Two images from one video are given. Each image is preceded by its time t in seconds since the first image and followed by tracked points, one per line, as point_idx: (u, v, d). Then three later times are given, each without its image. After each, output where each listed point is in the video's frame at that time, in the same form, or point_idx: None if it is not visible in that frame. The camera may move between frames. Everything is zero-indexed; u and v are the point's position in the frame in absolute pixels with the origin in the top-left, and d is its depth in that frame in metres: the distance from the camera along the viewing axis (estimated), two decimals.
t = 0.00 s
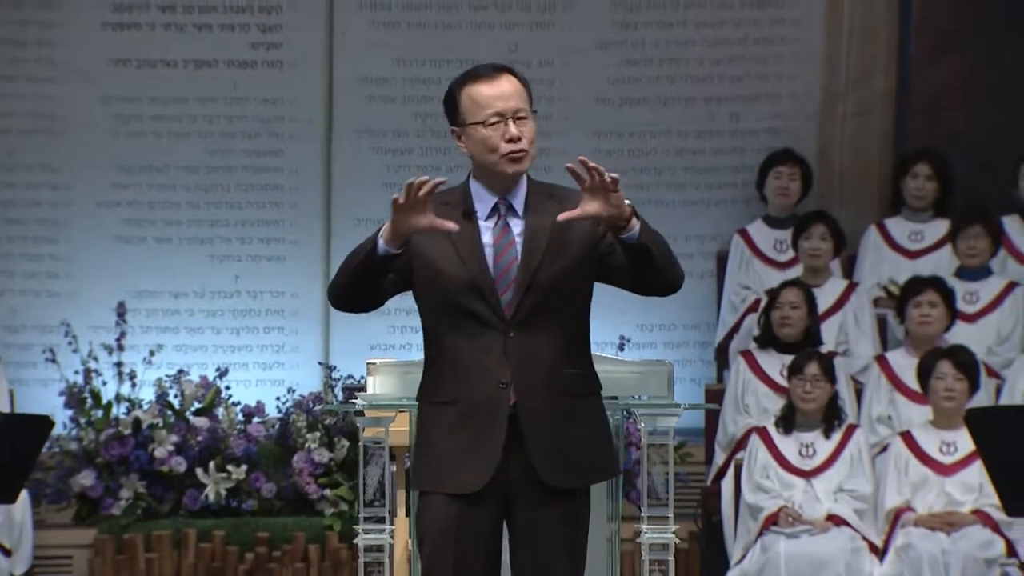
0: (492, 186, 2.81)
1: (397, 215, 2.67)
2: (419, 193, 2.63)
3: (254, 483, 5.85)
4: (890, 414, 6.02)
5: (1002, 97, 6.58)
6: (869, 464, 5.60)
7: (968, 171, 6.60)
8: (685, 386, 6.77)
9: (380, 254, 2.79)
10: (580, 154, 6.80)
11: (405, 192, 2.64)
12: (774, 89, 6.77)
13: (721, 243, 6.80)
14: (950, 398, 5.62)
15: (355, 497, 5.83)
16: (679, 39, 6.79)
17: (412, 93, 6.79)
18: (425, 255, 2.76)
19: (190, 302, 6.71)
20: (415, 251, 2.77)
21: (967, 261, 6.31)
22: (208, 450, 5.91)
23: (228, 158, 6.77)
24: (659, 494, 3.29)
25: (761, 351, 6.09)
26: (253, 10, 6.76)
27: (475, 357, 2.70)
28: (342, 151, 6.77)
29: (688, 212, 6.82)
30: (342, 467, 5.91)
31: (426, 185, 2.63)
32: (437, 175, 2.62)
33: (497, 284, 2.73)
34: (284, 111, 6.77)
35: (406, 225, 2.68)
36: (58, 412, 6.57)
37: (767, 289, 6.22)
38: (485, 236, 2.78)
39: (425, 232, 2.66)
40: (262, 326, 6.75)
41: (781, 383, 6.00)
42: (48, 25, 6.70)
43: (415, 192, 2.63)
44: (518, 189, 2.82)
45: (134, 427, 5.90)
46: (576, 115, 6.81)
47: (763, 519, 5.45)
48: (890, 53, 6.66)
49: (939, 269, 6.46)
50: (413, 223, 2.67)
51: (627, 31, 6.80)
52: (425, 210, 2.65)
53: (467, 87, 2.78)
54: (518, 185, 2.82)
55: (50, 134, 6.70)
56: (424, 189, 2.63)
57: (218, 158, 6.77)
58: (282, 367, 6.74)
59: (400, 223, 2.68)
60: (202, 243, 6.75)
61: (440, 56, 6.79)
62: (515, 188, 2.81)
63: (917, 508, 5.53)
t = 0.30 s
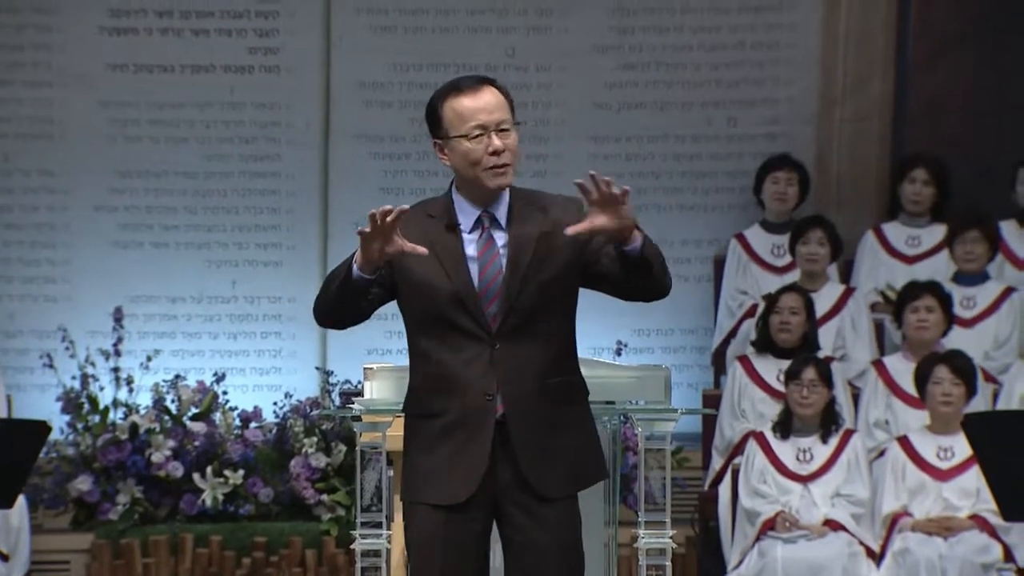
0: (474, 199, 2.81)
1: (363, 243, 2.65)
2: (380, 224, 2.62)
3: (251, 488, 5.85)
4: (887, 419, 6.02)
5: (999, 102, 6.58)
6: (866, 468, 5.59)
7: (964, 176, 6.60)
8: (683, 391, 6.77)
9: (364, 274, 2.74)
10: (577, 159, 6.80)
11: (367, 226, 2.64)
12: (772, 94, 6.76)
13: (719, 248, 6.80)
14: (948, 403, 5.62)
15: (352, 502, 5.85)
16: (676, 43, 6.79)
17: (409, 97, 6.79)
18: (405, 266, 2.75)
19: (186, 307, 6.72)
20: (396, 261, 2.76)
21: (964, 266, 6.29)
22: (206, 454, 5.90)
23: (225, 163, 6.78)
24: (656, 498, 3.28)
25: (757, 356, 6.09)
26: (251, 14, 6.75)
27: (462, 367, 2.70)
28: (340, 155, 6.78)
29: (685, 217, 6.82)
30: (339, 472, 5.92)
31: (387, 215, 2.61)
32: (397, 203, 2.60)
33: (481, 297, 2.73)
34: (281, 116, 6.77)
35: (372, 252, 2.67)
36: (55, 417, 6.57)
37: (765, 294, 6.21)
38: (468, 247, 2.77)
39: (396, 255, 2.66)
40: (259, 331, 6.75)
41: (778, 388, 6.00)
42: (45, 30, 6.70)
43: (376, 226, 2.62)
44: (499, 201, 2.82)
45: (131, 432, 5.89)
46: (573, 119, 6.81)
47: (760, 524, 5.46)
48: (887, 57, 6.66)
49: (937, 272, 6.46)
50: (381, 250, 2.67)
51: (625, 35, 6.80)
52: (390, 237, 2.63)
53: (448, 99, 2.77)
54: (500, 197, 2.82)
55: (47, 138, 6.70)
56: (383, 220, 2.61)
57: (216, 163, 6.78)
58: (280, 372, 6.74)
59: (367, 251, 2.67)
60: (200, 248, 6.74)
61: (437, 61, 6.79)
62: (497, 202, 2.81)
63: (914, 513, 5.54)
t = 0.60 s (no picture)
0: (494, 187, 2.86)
1: (348, 235, 2.69)
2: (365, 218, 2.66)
3: (253, 486, 5.85)
4: (888, 417, 6.02)
5: (1001, 100, 6.58)
6: (867, 466, 5.59)
7: (965, 175, 6.60)
8: (684, 390, 6.76)
9: (358, 268, 2.76)
10: (578, 157, 6.80)
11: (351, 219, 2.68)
12: (773, 92, 6.77)
13: (720, 246, 6.80)
14: (949, 401, 5.63)
15: (354, 500, 5.85)
16: (677, 42, 6.80)
17: (410, 96, 6.80)
18: (422, 256, 2.80)
19: (188, 306, 6.71)
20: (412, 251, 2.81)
21: (966, 264, 6.30)
22: (207, 452, 5.92)
23: (227, 161, 6.78)
24: (656, 497, 3.27)
25: (759, 354, 6.09)
26: (251, 13, 6.77)
27: (471, 359, 2.73)
28: (341, 154, 6.77)
29: (686, 216, 6.82)
30: (341, 470, 5.92)
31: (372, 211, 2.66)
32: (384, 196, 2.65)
33: (494, 284, 2.77)
34: (282, 114, 6.78)
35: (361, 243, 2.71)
36: (56, 415, 6.56)
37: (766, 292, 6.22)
38: (486, 235, 2.81)
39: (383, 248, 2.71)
40: (260, 329, 6.75)
41: (779, 386, 6.00)
42: (47, 29, 6.70)
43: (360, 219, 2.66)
44: (520, 190, 2.84)
45: (133, 430, 5.89)
46: (575, 118, 6.81)
47: (762, 522, 5.46)
48: (887, 56, 6.68)
49: (939, 271, 6.46)
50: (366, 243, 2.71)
51: (626, 34, 6.80)
52: (376, 230, 2.68)
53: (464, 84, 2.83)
54: (521, 186, 2.84)
55: (48, 137, 6.70)
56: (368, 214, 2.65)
57: (217, 161, 6.78)
58: (281, 371, 6.73)
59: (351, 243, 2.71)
60: (200, 246, 6.74)
61: (438, 60, 6.80)
62: (519, 190, 2.84)
63: (915, 512, 5.53)
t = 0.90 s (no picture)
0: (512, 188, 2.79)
1: (358, 242, 2.66)
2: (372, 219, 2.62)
3: (252, 486, 5.85)
4: (888, 417, 6.01)
5: (1001, 100, 6.58)
6: (866, 466, 5.60)
7: (965, 174, 6.59)
8: (683, 389, 6.76)
9: (366, 269, 2.72)
10: (577, 157, 6.80)
11: (360, 226, 2.64)
12: (772, 92, 6.76)
13: (719, 246, 6.80)
14: (948, 401, 5.64)
15: (353, 500, 5.83)
16: (676, 42, 6.80)
17: (409, 95, 6.79)
18: (438, 258, 2.74)
19: (187, 306, 6.71)
20: (428, 253, 2.76)
21: (966, 263, 6.30)
22: (206, 452, 5.92)
23: (226, 161, 6.78)
24: (655, 496, 3.29)
25: (758, 354, 6.09)
26: (251, 13, 6.77)
27: (483, 357, 2.65)
28: (340, 154, 6.77)
29: (686, 215, 6.82)
30: (340, 470, 5.91)
31: (379, 213, 2.62)
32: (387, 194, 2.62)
33: (509, 283, 2.69)
34: (281, 114, 6.78)
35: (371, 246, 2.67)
36: (55, 414, 6.56)
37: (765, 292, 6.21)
38: (500, 235, 2.74)
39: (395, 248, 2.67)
40: (258, 329, 6.75)
41: (779, 386, 6.00)
42: (46, 28, 6.71)
43: (368, 222, 2.63)
44: (534, 189, 2.77)
45: (132, 430, 5.90)
46: (574, 117, 6.81)
47: (761, 522, 5.45)
48: (886, 56, 6.68)
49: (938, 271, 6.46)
50: (376, 245, 2.67)
51: (625, 34, 6.80)
52: (384, 230, 2.64)
53: (482, 85, 2.76)
54: (539, 187, 2.77)
55: (46, 136, 6.69)
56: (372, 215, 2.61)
57: (216, 161, 6.78)
58: (280, 370, 6.73)
59: (362, 248, 2.67)
60: (199, 246, 6.74)
61: (437, 59, 6.79)
62: (536, 191, 2.77)
63: (915, 512, 5.53)
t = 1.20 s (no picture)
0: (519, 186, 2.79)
1: (360, 243, 2.67)
2: (374, 220, 2.63)
3: (250, 484, 5.86)
4: (886, 414, 6.01)
5: (1000, 98, 6.58)
6: (865, 464, 5.60)
7: (963, 173, 6.59)
8: (681, 387, 6.76)
9: (371, 269, 2.72)
10: (575, 155, 6.81)
11: (362, 227, 2.65)
12: (771, 90, 6.76)
13: (718, 244, 6.80)
14: (947, 399, 5.65)
15: (352, 498, 5.82)
16: (675, 40, 6.80)
17: (408, 94, 6.79)
18: (445, 256, 2.73)
19: (186, 304, 6.71)
20: (434, 251, 2.75)
21: (964, 262, 6.29)
22: (204, 450, 5.91)
23: (225, 160, 6.78)
24: (654, 494, 3.29)
25: (756, 352, 6.08)
26: (250, 11, 6.77)
27: (490, 356, 2.64)
28: (338, 152, 6.77)
29: (684, 213, 6.82)
30: (339, 468, 5.90)
31: (380, 214, 2.62)
32: (389, 196, 2.62)
33: (516, 282, 2.69)
34: (279, 112, 6.78)
35: (373, 246, 2.68)
36: (53, 413, 6.57)
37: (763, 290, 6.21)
38: (508, 235, 2.74)
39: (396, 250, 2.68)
40: (257, 327, 6.75)
41: (777, 384, 6.00)
42: (44, 26, 6.70)
43: (370, 223, 2.63)
44: (543, 188, 2.77)
45: (131, 428, 5.90)
46: (572, 116, 6.81)
47: (759, 520, 5.44)
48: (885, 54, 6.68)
49: (936, 268, 6.46)
50: (378, 246, 2.68)
51: (624, 32, 6.80)
52: (387, 230, 2.65)
53: (489, 82, 2.76)
54: (546, 185, 2.78)
55: (45, 134, 6.69)
56: (374, 216, 2.62)
57: (214, 159, 6.77)
58: (278, 368, 6.74)
59: (364, 249, 2.68)
60: (197, 244, 6.74)
61: (436, 57, 6.79)
62: (542, 189, 2.77)
63: (913, 510, 5.53)
